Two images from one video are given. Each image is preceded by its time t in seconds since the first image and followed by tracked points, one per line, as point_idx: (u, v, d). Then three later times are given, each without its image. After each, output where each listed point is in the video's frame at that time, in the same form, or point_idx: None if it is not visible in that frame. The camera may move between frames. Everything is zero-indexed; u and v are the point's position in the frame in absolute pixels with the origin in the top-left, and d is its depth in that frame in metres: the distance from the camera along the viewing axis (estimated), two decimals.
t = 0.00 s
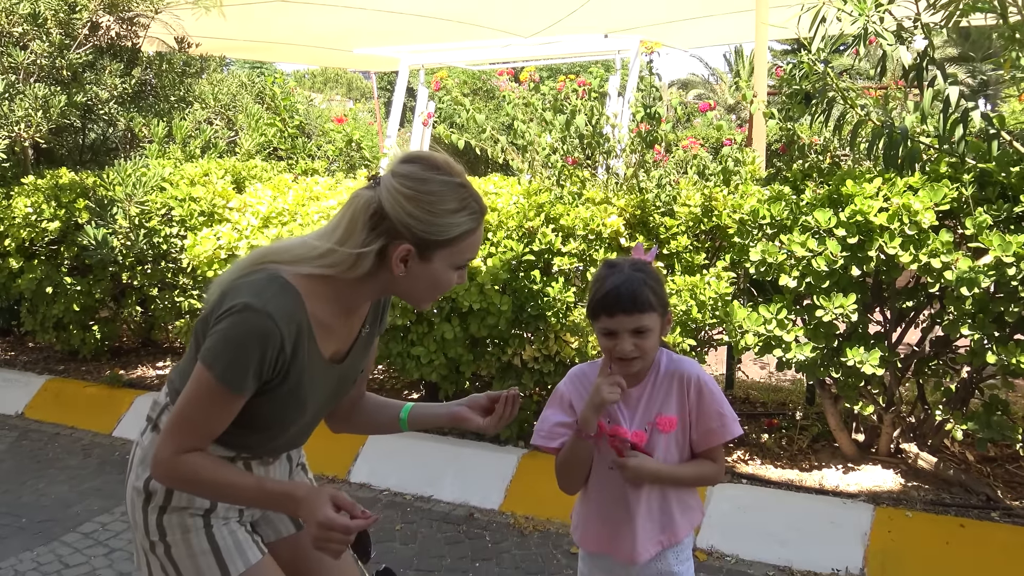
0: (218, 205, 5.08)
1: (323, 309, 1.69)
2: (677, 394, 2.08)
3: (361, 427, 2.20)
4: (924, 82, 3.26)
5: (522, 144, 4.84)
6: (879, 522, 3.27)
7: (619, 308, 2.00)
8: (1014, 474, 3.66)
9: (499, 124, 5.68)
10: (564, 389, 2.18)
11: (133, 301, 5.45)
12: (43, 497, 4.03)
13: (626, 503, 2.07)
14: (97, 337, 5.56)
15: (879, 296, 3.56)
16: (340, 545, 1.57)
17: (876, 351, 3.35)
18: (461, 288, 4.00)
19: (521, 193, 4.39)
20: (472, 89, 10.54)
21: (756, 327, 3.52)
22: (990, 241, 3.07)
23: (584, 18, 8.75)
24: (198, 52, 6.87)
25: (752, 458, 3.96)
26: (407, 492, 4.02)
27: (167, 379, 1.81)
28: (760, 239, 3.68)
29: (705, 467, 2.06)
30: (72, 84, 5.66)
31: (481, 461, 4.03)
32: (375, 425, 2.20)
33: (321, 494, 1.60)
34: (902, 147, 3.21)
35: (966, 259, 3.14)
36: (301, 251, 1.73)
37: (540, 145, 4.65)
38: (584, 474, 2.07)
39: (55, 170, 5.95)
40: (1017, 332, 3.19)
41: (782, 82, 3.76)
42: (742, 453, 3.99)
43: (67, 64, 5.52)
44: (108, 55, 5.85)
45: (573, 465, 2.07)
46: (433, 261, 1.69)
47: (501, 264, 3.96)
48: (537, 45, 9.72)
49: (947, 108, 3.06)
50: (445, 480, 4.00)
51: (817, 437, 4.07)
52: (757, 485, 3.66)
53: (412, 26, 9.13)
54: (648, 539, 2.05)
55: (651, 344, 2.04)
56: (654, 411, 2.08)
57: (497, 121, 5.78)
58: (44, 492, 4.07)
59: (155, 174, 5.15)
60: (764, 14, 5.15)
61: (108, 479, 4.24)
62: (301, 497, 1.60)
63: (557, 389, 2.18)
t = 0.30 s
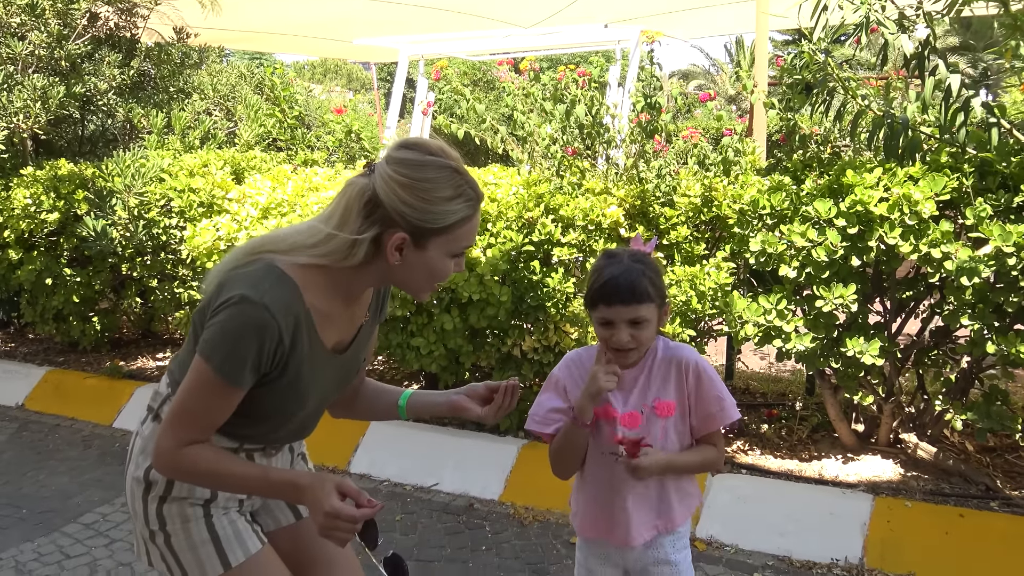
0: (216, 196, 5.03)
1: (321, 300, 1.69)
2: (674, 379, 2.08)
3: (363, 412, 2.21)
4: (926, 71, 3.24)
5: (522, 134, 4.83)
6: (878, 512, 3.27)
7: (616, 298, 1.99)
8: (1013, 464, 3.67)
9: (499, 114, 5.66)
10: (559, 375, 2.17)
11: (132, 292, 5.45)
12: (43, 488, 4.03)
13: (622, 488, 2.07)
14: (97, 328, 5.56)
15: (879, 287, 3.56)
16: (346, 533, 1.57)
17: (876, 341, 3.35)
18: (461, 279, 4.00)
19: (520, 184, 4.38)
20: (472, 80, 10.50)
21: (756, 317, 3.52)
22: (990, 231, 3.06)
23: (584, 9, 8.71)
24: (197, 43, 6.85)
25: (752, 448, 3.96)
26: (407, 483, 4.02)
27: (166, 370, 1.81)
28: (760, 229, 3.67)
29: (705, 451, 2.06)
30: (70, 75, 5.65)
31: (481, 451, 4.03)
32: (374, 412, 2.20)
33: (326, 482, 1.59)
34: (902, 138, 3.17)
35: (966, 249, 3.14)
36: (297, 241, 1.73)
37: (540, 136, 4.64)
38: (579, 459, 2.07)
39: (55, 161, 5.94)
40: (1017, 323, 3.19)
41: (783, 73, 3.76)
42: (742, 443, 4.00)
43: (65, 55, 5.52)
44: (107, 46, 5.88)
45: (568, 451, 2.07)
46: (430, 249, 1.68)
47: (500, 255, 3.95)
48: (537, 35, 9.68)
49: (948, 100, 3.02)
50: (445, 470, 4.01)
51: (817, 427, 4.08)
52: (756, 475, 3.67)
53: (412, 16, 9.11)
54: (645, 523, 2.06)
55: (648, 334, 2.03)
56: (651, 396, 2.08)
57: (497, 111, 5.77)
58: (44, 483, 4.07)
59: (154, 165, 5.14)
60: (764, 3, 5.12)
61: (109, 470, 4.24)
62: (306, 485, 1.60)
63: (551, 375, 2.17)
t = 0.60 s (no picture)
0: (216, 190, 5.03)
1: (323, 295, 1.69)
2: (672, 381, 2.07)
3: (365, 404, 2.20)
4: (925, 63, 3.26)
5: (521, 127, 4.83)
6: (878, 504, 3.28)
7: (614, 290, 2.00)
8: (1012, 456, 3.67)
9: (498, 107, 5.65)
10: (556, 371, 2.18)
11: (132, 287, 5.45)
12: (44, 482, 4.03)
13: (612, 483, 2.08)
14: (97, 322, 5.57)
15: (878, 280, 3.56)
16: (349, 529, 1.57)
17: (875, 334, 3.35)
18: (460, 273, 4.00)
19: (520, 177, 4.38)
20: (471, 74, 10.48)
21: (755, 310, 3.52)
22: (990, 224, 3.06)
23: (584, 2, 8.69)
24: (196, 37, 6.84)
25: (751, 441, 3.96)
26: (407, 476, 4.02)
27: (168, 364, 1.81)
28: (759, 223, 3.66)
29: (707, 456, 2.05)
30: (69, 69, 5.64)
31: (481, 445, 4.04)
32: (375, 404, 2.20)
33: (329, 478, 1.59)
34: (901, 130, 3.17)
35: (965, 242, 3.14)
36: (299, 236, 1.73)
37: (540, 129, 4.64)
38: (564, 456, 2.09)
39: (54, 155, 5.94)
40: (1017, 315, 3.18)
41: (783, 65, 3.77)
42: (741, 436, 4.00)
43: (64, 50, 5.52)
44: (105, 40, 5.88)
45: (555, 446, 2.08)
46: (430, 244, 1.68)
47: (500, 249, 3.95)
48: (536, 28, 9.66)
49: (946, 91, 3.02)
50: (445, 463, 4.01)
51: (816, 420, 4.08)
52: (756, 468, 3.67)
53: (410, 9, 9.10)
54: (629, 518, 2.07)
55: (645, 328, 2.03)
56: (651, 394, 2.07)
57: (497, 105, 5.76)
58: (45, 477, 4.08)
59: (153, 159, 5.13)
60: None
61: (109, 464, 4.25)
62: (309, 480, 1.61)
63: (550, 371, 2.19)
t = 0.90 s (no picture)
0: (216, 188, 5.02)
1: (325, 295, 1.69)
2: (674, 378, 2.07)
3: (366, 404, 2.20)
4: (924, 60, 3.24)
5: (521, 124, 4.82)
6: (878, 501, 3.28)
7: (611, 277, 2.01)
8: (1012, 453, 3.67)
9: (498, 105, 5.65)
10: (559, 370, 2.19)
11: (132, 285, 5.45)
12: (44, 480, 4.04)
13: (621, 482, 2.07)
14: (98, 320, 5.57)
15: (879, 277, 3.56)
16: (351, 528, 1.57)
17: (875, 331, 3.35)
18: (460, 270, 3.99)
19: (520, 174, 4.38)
20: (472, 71, 10.48)
21: (755, 307, 3.52)
22: (990, 221, 3.06)
23: None
24: (195, 34, 6.84)
25: (752, 438, 3.97)
26: (408, 474, 4.03)
27: (171, 361, 1.81)
28: (760, 220, 3.65)
29: (708, 451, 2.05)
30: (69, 67, 5.64)
31: (482, 443, 4.04)
32: (377, 403, 2.20)
33: (331, 477, 1.60)
34: (901, 127, 3.15)
35: (965, 239, 3.14)
36: (300, 237, 1.73)
37: (540, 126, 4.63)
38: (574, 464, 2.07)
39: (55, 153, 5.94)
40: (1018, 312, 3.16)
41: (783, 62, 3.77)
42: (742, 434, 4.00)
43: (63, 47, 5.52)
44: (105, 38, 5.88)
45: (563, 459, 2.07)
46: (431, 241, 1.68)
47: (500, 246, 3.94)
48: (536, 25, 9.64)
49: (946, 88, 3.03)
50: (445, 461, 4.02)
51: (817, 417, 4.08)
52: (756, 465, 3.67)
53: (409, 6, 9.08)
54: (639, 518, 2.06)
55: (643, 318, 2.02)
56: (654, 391, 2.07)
57: (497, 101, 5.76)
58: (46, 475, 4.08)
59: (153, 157, 5.13)
60: None
61: (110, 462, 4.25)
62: (311, 479, 1.61)
63: (553, 369, 2.19)
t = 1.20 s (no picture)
0: (216, 185, 5.03)
1: (323, 286, 1.69)
2: (678, 374, 2.08)
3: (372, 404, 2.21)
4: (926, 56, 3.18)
5: (522, 122, 4.81)
6: (878, 499, 3.28)
7: (610, 261, 2.03)
8: (1013, 450, 3.68)
9: (499, 102, 5.64)
10: (561, 367, 2.19)
11: (133, 282, 5.45)
12: (46, 478, 4.04)
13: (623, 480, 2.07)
14: (99, 318, 5.57)
15: (879, 274, 3.56)
16: (348, 525, 1.57)
17: (876, 328, 3.35)
18: (460, 268, 3.99)
19: (520, 172, 4.38)
20: (472, 69, 10.47)
21: (756, 305, 3.51)
22: (990, 218, 3.06)
23: None
24: (196, 32, 6.83)
25: (752, 436, 3.97)
26: (408, 471, 4.03)
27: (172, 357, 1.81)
28: (760, 217, 3.65)
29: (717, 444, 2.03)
30: (69, 65, 5.64)
31: (483, 441, 4.04)
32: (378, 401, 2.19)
33: (329, 473, 1.60)
34: (902, 124, 3.16)
35: (966, 236, 3.13)
36: (295, 228, 1.74)
37: (540, 124, 4.62)
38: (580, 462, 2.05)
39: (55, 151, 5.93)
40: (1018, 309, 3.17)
41: (783, 59, 3.75)
42: (742, 431, 4.00)
43: (64, 45, 5.54)
44: (105, 35, 5.89)
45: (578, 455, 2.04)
46: (422, 218, 1.67)
47: (501, 243, 3.94)
48: (537, 22, 9.63)
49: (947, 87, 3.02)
50: (446, 458, 4.02)
51: (817, 415, 4.08)
52: (757, 462, 3.68)
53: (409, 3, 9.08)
54: (640, 516, 2.07)
55: (640, 306, 2.01)
56: (658, 387, 2.07)
57: (498, 99, 5.75)
58: (47, 473, 4.09)
59: (154, 155, 5.13)
60: None
61: (111, 460, 4.26)
62: (310, 474, 1.61)
63: (556, 365, 2.19)
